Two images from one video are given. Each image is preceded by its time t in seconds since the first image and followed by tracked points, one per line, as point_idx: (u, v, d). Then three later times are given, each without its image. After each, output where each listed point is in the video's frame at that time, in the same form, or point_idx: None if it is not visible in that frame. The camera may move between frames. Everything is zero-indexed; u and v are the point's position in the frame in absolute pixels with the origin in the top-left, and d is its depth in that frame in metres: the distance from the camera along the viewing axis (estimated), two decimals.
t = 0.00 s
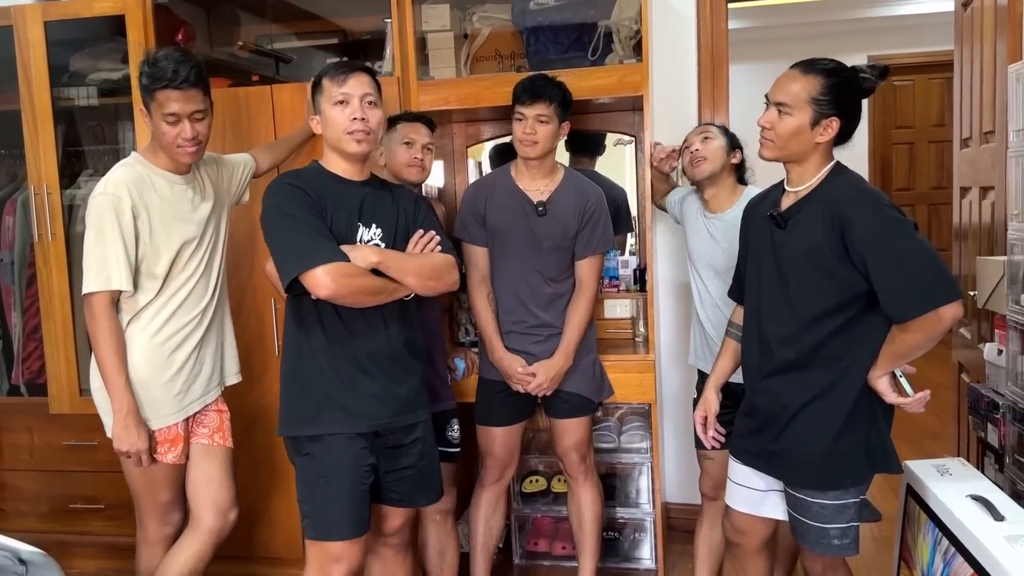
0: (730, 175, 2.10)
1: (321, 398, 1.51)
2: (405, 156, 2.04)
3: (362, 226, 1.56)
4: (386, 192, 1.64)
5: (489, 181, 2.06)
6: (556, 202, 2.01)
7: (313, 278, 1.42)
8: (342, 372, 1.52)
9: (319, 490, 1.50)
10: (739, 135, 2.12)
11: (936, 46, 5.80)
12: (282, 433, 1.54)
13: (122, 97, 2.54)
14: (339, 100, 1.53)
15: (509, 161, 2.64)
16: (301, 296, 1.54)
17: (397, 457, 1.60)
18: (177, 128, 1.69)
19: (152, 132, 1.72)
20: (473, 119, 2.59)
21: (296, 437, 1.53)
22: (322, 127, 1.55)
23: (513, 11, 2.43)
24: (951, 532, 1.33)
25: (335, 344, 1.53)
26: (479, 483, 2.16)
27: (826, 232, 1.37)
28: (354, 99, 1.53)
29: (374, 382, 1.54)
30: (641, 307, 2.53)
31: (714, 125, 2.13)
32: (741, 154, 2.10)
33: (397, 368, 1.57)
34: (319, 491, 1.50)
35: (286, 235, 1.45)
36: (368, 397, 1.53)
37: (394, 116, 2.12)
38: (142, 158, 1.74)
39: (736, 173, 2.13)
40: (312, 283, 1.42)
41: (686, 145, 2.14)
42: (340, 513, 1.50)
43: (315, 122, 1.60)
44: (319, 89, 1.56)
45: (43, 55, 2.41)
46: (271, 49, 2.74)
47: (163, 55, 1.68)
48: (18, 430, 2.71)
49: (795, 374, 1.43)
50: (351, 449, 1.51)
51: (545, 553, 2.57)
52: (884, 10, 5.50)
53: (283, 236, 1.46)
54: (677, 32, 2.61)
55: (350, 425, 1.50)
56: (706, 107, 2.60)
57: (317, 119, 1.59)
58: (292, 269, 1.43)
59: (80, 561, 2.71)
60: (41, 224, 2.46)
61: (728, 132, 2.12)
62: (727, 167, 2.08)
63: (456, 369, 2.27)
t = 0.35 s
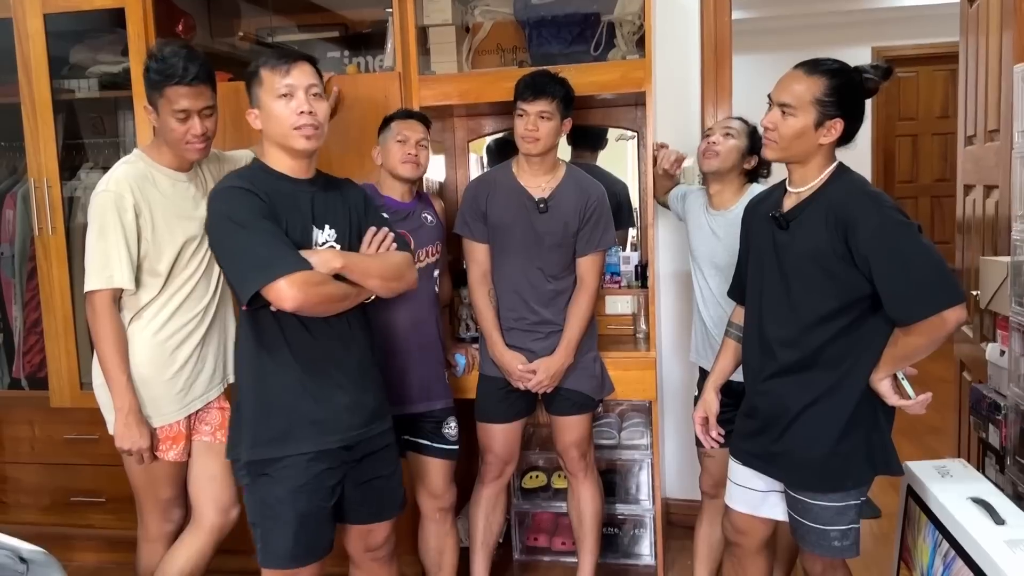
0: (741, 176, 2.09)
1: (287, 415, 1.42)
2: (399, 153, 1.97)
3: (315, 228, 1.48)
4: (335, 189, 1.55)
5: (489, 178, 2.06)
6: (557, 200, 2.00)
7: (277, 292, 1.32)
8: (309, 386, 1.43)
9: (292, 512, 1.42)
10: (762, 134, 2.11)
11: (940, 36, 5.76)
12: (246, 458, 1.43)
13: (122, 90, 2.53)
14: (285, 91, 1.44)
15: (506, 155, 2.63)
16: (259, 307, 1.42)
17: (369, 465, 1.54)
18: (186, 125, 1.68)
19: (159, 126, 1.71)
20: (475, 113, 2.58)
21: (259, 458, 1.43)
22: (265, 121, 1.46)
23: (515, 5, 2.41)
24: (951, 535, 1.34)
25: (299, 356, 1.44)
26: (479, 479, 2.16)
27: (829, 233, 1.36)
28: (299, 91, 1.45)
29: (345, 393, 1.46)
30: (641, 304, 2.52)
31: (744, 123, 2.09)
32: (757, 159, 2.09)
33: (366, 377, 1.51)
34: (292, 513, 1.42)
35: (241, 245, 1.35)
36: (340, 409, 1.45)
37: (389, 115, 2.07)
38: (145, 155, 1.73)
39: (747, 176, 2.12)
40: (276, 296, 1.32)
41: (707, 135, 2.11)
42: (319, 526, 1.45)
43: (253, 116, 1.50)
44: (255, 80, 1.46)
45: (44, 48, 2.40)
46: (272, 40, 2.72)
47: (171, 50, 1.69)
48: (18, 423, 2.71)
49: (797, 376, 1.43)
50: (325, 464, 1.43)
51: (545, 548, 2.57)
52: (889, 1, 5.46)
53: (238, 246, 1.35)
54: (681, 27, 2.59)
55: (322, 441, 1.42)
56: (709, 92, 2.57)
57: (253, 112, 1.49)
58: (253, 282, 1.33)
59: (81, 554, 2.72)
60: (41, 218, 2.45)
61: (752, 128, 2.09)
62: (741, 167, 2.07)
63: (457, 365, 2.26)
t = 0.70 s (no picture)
0: (743, 177, 2.09)
1: (253, 431, 1.39)
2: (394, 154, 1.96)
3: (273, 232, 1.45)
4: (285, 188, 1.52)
5: (490, 179, 2.06)
6: (557, 201, 2.00)
7: (251, 311, 1.29)
8: (275, 400, 1.41)
9: (261, 527, 1.40)
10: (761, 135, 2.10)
11: (945, 34, 5.75)
12: (203, 479, 1.38)
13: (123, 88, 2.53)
14: (272, 87, 1.40)
15: (508, 155, 2.62)
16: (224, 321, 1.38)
17: (332, 468, 1.54)
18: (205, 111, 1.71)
19: (173, 121, 1.72)
20: (477, 113, 2.57)
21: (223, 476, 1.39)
22: (240, 114, 1.39)
23: (518, 5, 2.39)
24: (952, 543, 1.34)
25: (263, 370, 1.41)
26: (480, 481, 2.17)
27: (830, 241, 1.36)
28: (285, 89, 1.43)
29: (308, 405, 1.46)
30: (643, 305, 2.51)
31: (740, 125, 2.09)
32: (757, 158, 2.09)
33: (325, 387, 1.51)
34: (261, 529, 1.40)
35: (210, 260, 1.29)
36: (303, 421, 1.44)
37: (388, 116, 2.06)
38: (151, 157, 1.76)
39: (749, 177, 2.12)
40: (253, 316, 1.29)
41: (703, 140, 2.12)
42: (286, 538, 1.45)
43: (216, 108, 1.40)
44: (237, 67, 1.38)
45: (46, 46, 2.39)
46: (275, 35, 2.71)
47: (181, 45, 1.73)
48: (20, 421, 2.72)
49: (797, 383, 1.43)
50: (289, 477, 1.43)
51: (545, 549, 2.57)
52: None
53: (207, 261, 1.29)
54: (685, 27, 2.58)
55: (288, 456, 1.41)
56: (712, 90, 2.57)
57: (225, 100, 1.39)
58: (229, 300, 1.28)
59: (83, 551, 2.73)
60: (43, 215, 2.45)
61: (750, 130, 2.09)
62: (743, 168, 2.07)
63: (459, 366, 2.25)
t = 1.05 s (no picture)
0: (749, 181, 2.09)
1: (260, 440, 1.39)
2: (389, 159, 1.96)
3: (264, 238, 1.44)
4: (268, 191, 1.52)
5: (486, 185, 2.06)
6: (553, 205, 1.99)
7: (270, 324, 1.31)
8: (281, 408, 1.41)
9: (267, 535, 1.41)
10: (764, 137, 2.10)
11: (948, 37, 5.74)
12: (216, 489, 1.37)
13: (125, 90, 2.53)
14: (261, 91, 1.41)
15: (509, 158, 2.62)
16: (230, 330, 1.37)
17: (322, 474, 1.55)
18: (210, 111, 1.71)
19: (177, 124, 1.72)
20: (479, 116, 2.57)
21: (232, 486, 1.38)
22: (230, 120, 1.38)
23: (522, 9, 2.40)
24: (952, 554, 1.33)
25: (268, 378, 1.40)
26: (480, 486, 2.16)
27: (832, 250, 1.35)
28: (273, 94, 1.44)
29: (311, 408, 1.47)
30: (644, 311, 2.52)
31: (739, 131, 2.10)
32: (762, 158, 2.08)
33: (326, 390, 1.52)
34: (261, 538, 1.40)
35: (224, 272, 1.29)
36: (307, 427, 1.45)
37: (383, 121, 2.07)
38: (154, 159, 1.75)
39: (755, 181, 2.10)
40: (271, 329, 1.31)
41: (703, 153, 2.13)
42: (280, 547, 1.45)
43: (206, 113, 1.39)
44: (226, 72, 1.38)
45: (48, 47, 2.39)
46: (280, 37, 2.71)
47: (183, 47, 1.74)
48: (20, 421, 2.72)
49: (798, 392, 1.43)
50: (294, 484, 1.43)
51: (544, 553, 2.57)
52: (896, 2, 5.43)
53: (220, 273, 1.29)
54: (688, 31, 2.59)
55: (294, 462, 1.42)
56: (715, 93, 2.56)
57: (214, 105, 1.38)
58: (249, 312, 1.29)
59: (82, 552, 2.73)
60: (44, 216, 2.45)
61: (752, 133, 2.09)
62: (747, 172, 2.07)
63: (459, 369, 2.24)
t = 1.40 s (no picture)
0: (737, 196, 2.07)
1: (269, 442, 1.39)
2: (387, 169, 1.96)
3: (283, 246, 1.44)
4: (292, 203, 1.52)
5: (479, 194, 2.06)
6: (548, 211, 1.99)
7: (271, 322, 1.30)
8: (290, 410, 1.41)
9: (270, 539, 1.40)
10: (746, 148, 2.07)
11: (949, 43, 5.74)
12: (223, 490, 1.38)
13: (126, 94, 2.53)
14: (273, 104, 1.40)
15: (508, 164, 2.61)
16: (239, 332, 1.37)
17: (335, 482, 1.55)
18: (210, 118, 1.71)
19: (177, 131, 1.72)
20: (479, 123, 2.57)
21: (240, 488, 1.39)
22: (240, 133, 1.39)
23: (523, 16, 2.34)
24: (949, 567, 1.33)
25: (278, 381, 1.40)
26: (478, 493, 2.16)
27: (832, 262, 1.35)
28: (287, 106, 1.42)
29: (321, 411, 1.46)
30: (643, 317, 2.52)
31: (723, 148, 2.05)
32: (747, 171, 2.06)
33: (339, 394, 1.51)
34: (269, 540, 1.40)
35: (229, 274, 1.30)
36: (317, 429, 1.45)
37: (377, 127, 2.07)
38: (155, 166, 1.75)
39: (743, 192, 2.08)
40: (274, 328, 1.30)
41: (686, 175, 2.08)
42: (293, 545, 1.45)
43: (220, 126, 1.40)
44: (236, 86, 1.38)
45: (49, 52, 2.39)
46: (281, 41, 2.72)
47: (184, 56, 1.75)
48: (18, 424, 2.71)
49: (797, 403, 1.42)
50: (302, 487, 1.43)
51: (542, 560, 2.56)
52: (897, 9, 5.43)
53: (226, 275, 1.30)
54: (689, 39, 2.58)
55: (302, 466, 1.42)
56: (715, 100, 2.59)
57: (225, 118, 1.39)
58: (251, 312, 1.29)
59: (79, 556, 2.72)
60: (44, 220, 2.45)
61: (735, 146, 2.06)
62: (735, 188, 2.04)
63: (458, 376, 2.24)
